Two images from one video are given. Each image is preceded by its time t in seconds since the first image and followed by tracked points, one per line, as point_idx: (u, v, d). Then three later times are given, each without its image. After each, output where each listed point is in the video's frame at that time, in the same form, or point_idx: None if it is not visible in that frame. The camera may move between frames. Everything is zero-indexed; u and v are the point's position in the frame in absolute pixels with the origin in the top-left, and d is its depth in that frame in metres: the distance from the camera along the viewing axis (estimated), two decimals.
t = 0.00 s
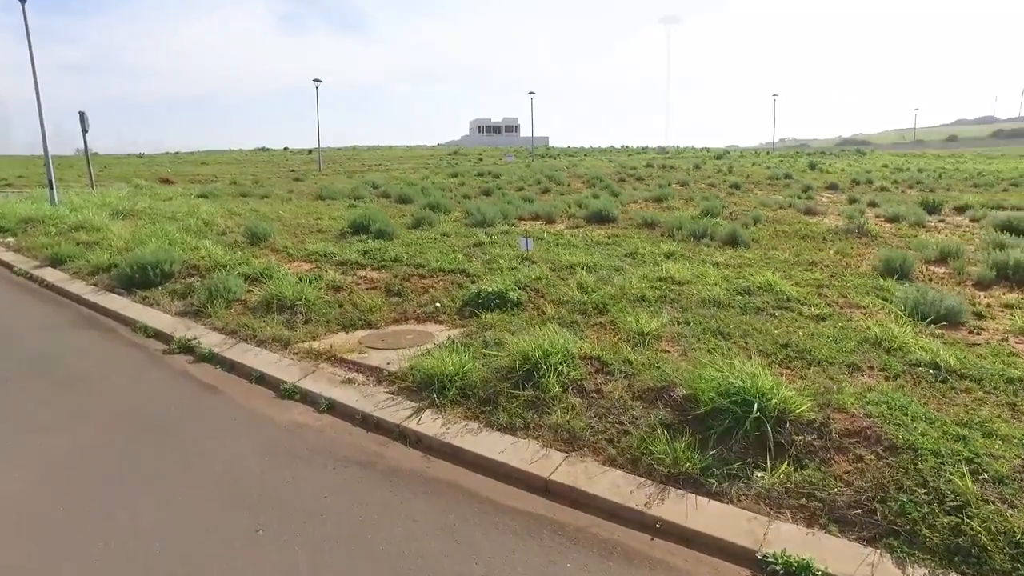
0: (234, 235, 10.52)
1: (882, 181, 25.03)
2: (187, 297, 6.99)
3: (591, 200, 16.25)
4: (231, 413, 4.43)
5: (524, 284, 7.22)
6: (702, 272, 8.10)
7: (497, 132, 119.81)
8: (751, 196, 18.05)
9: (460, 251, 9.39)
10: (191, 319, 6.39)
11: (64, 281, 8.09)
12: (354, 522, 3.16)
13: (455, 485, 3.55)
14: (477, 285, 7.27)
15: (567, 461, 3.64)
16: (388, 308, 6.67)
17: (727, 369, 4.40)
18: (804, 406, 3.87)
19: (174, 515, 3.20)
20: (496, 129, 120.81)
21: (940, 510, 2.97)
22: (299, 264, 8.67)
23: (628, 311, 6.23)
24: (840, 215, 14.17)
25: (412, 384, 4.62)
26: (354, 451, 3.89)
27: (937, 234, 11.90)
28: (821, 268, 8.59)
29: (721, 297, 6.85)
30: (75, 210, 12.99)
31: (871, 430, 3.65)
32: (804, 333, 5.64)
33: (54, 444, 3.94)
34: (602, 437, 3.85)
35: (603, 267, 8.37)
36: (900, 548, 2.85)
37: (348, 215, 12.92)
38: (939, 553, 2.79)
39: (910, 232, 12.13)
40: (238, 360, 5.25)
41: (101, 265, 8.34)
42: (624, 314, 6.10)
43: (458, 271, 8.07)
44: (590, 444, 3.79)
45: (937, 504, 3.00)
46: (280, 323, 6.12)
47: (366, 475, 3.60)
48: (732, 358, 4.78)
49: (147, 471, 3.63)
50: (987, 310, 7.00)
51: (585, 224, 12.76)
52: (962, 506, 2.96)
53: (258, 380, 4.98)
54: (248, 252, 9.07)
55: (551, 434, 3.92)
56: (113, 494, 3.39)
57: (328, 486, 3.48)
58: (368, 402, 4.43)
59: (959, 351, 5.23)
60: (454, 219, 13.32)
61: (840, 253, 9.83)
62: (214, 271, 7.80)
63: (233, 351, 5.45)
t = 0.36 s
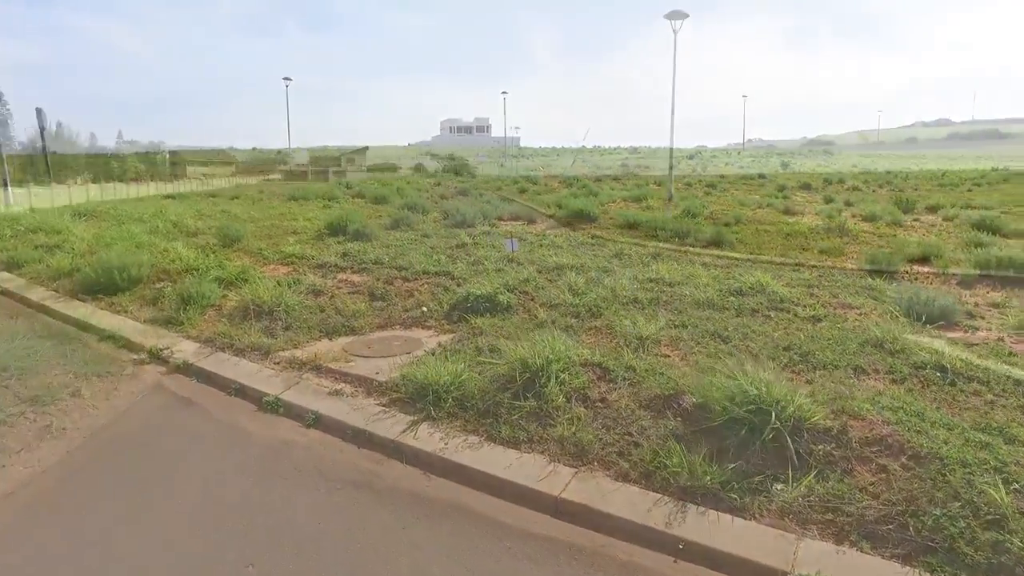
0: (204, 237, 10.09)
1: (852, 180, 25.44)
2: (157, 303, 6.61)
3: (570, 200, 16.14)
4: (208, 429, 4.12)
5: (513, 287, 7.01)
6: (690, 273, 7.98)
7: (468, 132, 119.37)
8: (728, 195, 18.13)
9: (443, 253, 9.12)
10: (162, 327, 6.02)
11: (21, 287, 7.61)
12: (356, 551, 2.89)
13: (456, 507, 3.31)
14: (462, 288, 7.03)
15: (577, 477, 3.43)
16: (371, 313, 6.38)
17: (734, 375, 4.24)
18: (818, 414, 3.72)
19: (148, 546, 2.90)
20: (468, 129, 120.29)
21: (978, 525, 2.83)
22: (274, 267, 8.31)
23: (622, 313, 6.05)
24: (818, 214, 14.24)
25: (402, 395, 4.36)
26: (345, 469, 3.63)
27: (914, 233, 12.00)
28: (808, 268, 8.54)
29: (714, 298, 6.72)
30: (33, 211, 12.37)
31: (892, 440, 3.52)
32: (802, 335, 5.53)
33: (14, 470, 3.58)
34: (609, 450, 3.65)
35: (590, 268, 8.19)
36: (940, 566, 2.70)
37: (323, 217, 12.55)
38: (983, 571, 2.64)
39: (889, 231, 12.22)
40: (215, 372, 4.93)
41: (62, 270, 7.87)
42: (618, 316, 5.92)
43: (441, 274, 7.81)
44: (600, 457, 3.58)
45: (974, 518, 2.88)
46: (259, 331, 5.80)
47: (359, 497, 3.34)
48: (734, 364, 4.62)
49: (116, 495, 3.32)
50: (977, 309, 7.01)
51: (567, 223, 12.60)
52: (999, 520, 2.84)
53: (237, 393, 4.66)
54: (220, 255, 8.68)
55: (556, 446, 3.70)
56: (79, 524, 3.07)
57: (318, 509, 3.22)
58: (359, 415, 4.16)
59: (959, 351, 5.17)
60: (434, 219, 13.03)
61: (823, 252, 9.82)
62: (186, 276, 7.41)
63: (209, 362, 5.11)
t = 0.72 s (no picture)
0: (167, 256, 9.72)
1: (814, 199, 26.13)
2: (118, 313, 6.22)
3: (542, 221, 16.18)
4: (174, 430, 3.76)
5: (493, 292, 6.86)
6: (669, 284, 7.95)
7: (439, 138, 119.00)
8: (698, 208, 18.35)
9: (418, 272, 8.95)
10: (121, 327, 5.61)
11: None
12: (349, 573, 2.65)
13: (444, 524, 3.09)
14: (440, 302, 6.87)
15: (574, 498, 3.26)
16: (346, 326, 6.16)
17: (726, 402, 4.16)
18: (812, 438, 3.69)
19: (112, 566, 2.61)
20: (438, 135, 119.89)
21: (992, 542, 2.77)
22: (245, 287, 8.02)
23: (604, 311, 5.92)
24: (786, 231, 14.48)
25: (383, 414, 4.17)
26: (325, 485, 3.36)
27: (880, 249, 12.26)
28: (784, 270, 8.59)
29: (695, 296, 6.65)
30: None
31: (897, 460, 3.45)
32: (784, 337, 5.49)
33: None
34: (601, 469, 3.50)
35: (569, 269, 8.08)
36: None
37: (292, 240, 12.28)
38: None
39: (856, 247, 12.45)
40: (181, 376, 4.58)
41: (15, 288, 7.44)
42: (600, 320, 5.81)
43: (417, 288, 7.63)
44: (597, 478, 3.42)
45: (987, 535, 2.82)
46: (228, 345, 5.49)
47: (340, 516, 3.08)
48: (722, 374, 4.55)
49: (73, 507, 2.97)
50: (950, 307, 7.08)
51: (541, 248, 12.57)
52: (1012, 538, 2.78)
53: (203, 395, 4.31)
54: (188, 273, 8.34)
55: (545, 466, 3.55)
56: (33, 542, 2.73)
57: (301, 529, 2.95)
58: (338, 434, 3.93)
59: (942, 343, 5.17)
60: (407, 242, 12.87)
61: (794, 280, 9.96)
62: (151, 296, 7.07)
63: (174, 368, 4.74)
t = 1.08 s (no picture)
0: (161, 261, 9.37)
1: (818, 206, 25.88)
2: (105, 322, 5.85)
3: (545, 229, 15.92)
4: (156, 451, 3.39)
5: (501, 320, 6.54)
6: (684, 309, 7.64)
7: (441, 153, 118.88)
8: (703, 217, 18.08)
9: (421, 281, 8.61)
10: (106, 338, 5.24)
11: None
12: None
13: (460, 538, 2.70)
14: (446, 319, 6.55)
15: (609, 512, 2.94)
16: (347, 338, 5.83)
17: (758, 434, 3.90)
18: (860, 473, 3.35)
19: None
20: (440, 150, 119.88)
21: None
22: (241, 294, 7.66)
23: (620, 351, 5.63)
24: (798, 234, 14.17)
25: (387, 426, 3.80)
26: (325, 497, 3.00)
27: (897, 252, 11.95)
28: (801, 304, 8.31)
29: (713, 337, 6.35)
30: None
31: (962, 495, 3.09)
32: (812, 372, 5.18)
33: None
34: (632, 489, 3.15)
35: (578, 299, 7.78)
36: None
37: (291, 243, 11.95)
38: None
39: (872, 249, 12.13)
40: (167, 395, 4.22)
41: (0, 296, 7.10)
42: (616, 355, 5.51)
43: (421, 303, 7.31)
44: (632, 495, 3.10)
45: None
46: (223, 358, 5.18)
47: (340, 534, 2.70)
48: (750, 415, 4.24)
49: (33, 539, 2.58)
50: (975, 329, 6.82)
51: (547, 255, 12.25)
52: None
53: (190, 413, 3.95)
54: (181, 278, 7.98)
55: (568, 484, 3.18)
56: None
57: (296, 553, 2.57)
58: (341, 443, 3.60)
59: (980, 385, 4.86)
60: (410, 248, 12.56)
61: (812, 289, 9.63)
62: (141, 303, 6.71)
63: (160, 386, 4.37)
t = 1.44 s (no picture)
0: (151, 265, 9.04)
1: (825, 208, 25.51)
2: (85, 332, 5.52)
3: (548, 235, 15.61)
4: (127, 478, 3.05)
5: (505, 328, 6.20)
6: (697, 316, 7.29)
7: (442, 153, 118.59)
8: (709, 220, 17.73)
9: (421, 286, 8.27)
10: (84, 350, 4.90)
11: None
12: None
13: None
14: (447, 327, 6.21)
15: (633, 555, 2.60)
16: (342, 349, 5.49)
17: (789, 458, 3.57)
18: (908, 505, 3.02)
19: None
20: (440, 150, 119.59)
21: None
22: (231, 300, 7.31)
23: (632, 361, 5.29)
24: (807, 237, 13.84)
25: (384, 451, 3.47)
26: (311, 536, 2.66)
27: (911, 256, 11.61)
28: (818, 308, 7.96)
29: (729, 346, 6.01)
30: None
31: None
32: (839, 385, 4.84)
33: None
34: (656, 528, 2.82)
35: (585, 306, 7.44)
36: None
37: (288, 246, 11.61)
38: None
39: (886, 252, 11.79)
40: (144, 415, 3.88)
41: None
42: (628, 367, 5.17)
43: (421, 309, 6.97)
44: (656, 534, 2.76)
45: None
46: (209, 370, 4.84)
47: None
48: (777, 435, 3.90)
49: None
50: (1005, 337, 6.48)
51: (551, 258, 11.90)
52: None
53: (168, 432, 3.61)
54: (170, 284, 7.64)
55: (584, 521, 2.85)
56: None
57: None
58: (332, 467, 3.27)
59: (1021, 401, 4.53)
60: (410, 251, 12.22)
61: (826, 293, 9.29)
62: (126, 311, 6.37)
63: (137, 404, 4.04)
